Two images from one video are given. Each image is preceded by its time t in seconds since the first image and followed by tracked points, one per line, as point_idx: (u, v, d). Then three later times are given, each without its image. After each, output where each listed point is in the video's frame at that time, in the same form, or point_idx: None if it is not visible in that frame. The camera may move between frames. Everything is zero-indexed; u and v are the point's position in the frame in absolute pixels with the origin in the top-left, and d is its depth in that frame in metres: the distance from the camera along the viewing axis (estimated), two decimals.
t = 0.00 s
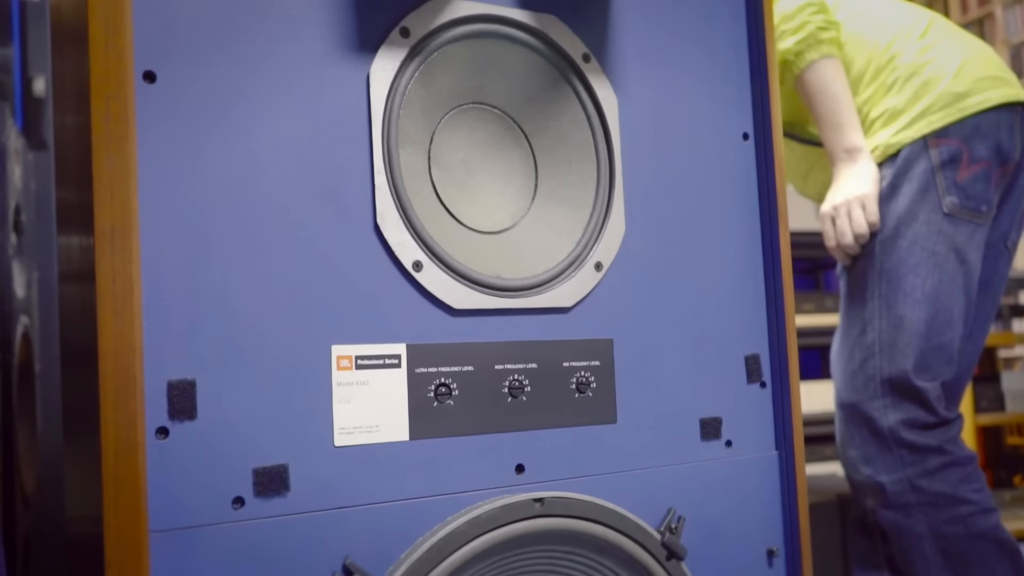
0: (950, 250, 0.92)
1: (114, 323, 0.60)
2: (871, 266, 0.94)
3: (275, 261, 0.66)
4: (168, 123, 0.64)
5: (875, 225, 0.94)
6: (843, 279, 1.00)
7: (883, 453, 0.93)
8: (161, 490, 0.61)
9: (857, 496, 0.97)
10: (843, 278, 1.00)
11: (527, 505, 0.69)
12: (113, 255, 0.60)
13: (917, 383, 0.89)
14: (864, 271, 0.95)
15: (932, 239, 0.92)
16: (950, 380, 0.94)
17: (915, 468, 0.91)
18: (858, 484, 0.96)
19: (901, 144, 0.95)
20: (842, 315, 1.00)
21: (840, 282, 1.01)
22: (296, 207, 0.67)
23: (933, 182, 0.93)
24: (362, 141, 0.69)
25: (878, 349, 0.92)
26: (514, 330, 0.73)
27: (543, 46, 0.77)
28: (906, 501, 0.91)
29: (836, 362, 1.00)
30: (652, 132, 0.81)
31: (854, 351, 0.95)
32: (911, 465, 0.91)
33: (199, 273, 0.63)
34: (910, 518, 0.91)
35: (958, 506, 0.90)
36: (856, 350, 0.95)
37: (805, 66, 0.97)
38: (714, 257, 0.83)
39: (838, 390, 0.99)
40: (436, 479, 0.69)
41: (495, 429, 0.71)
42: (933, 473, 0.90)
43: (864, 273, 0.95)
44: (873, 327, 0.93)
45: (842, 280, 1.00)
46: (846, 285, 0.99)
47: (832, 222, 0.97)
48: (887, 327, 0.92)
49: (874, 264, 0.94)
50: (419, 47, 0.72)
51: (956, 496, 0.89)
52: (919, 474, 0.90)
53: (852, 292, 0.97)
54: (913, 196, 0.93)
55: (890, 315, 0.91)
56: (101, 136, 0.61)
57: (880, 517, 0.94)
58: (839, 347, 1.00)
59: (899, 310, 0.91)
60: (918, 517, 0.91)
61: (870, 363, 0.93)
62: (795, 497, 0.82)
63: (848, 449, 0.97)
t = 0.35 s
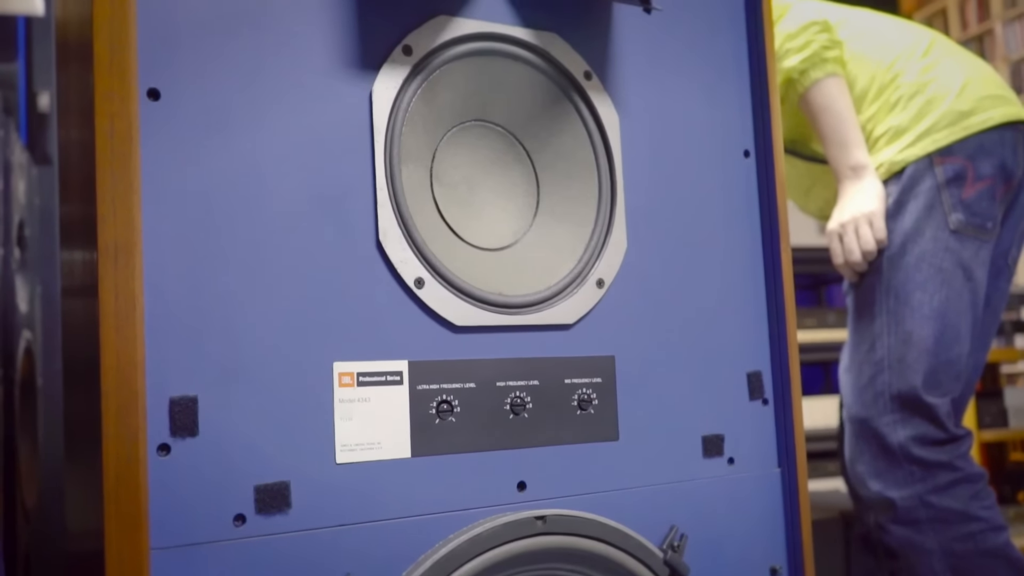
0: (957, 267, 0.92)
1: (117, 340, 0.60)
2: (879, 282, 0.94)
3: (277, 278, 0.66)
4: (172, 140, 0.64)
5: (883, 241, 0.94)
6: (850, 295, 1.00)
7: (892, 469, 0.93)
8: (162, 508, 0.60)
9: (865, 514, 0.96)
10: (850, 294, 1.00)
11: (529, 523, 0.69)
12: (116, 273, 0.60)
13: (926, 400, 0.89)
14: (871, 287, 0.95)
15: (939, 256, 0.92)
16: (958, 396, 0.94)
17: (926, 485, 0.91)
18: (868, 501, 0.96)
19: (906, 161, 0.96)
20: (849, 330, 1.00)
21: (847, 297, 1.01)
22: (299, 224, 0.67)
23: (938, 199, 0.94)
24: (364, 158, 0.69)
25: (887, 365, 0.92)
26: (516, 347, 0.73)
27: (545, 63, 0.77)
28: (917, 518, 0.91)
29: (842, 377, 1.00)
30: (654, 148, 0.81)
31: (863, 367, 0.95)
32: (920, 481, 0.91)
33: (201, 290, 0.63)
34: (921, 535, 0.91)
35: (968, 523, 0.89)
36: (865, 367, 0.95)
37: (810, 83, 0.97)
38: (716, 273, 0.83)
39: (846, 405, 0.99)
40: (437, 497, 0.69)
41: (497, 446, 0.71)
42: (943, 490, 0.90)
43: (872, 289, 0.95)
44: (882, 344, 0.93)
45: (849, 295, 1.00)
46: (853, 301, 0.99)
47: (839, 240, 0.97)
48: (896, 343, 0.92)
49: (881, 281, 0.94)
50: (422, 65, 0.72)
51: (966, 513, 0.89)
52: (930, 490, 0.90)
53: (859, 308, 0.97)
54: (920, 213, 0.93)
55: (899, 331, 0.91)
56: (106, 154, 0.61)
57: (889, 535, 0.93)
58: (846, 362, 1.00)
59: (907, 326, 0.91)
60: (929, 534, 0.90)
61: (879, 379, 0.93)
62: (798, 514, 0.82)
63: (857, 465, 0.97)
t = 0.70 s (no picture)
0: (965, 285, 0.92)
1: (120, 360, 0.60)
2: (887, 299, 0.94)
3: (281, 298, 0.66)
4: (175, 160, 0.64)
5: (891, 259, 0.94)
6: (858, 311, 1.00)
7: (900, 486, 0.93)
8: (163, 528, 0.60)
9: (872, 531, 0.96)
10: (857, 310, 1.00)
11: (532, 543, 0.68)
12: (119, 293, 0.61)
13: (935, 418, 0.89)
14: (880, 305, 0.95)
15: (947, 275, 0.92)
16: (967, 414, 0.94)
17: (935, 502, 0.91)
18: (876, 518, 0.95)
19: (914, 178, 0.96)
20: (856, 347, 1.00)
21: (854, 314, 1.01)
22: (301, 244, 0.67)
23: (946, 217, 0.94)
24: (367, 178, 0.69)
25: (896, 382, 0.92)
26: (518, 367, 0.73)
27: (545, 83, 0.78)
28: (925, 537, 0.90)
29: (849, 393, 1.00)
30: (655, 166, 0.81)
31: (871, 385, 0.95)
32: (929, 499, 0.91)
33: (204, 310, 0.63)
34: (930, 553, 0.90)
35: (976, 541, 0.89)
36: (873, 384, 0.95)
37: (818, 102, 0.97)
38: (718, 291, 0.83)
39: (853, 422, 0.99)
40: (439, 517, 0.68)
41: (499, 466, 0.71)
42: (952, 508, 0.90)
43: (881, 307, 0.95)
44: (890, 361, 0.93)
45: (856, 311, 1.00)
46: (861, 318, 0.99)
47: (848, 258, 0.97)
48: (905, 361, 0.92)
49: (889, 298, 0.94)
50: (425, 85, 0.72)
51: (975, 531, 0.89)
52: (939, 507, 0.90)
53: (866, 325, 0.97)
54: (928, 231, 0.93)
55: (908, 349, 0.91)
56: (110, 175, 0.61)
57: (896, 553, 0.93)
58: (853, 379, 0.99)
59: (915, 344, 0.91)
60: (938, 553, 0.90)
61: (887, 396, 0.93)
62: (801, 533, 0.81)
63: (865, 482, 0.97)
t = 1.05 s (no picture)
0: (973, 305, 0.92)
1: (123, 381, 0.60)
2: (894, 318, 0.94)
3: (283, 320, 0.66)
4: (179, 182, 0.64)
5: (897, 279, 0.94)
6: (865, 330, 1.00)
7: (908, 506, 0.93)
8: (165, 551, 0.60)
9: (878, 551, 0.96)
10: (865, 329, 1.00)
11: (534, 565, 0.68)
12: (123, 314, 0.61)
13: (943, 439, 0.89)
14: (887, 324, 0.95)
15: (955, 295, 0.92)
16: (975, 434, 0.94)
17: (944, 523, 0.91)
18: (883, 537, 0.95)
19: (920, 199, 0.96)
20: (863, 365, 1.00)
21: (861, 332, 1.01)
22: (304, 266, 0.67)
23: (953, 237, 0.94)
24: (370, 200, 0.70)
25: (904, 402, 0.92)
26: (520, 388, 0.73)
27: (546, 105, 0.78)
28: (933, 557, 0.90)
29: (856, 412, 1.00)
30: (657, 187, 0.82)
31: (878, 404, 0.95)
32: (937, 520, 0.91)
33: (206, 332, 0.63)
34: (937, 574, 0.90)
35: (985, 562, 0.89)
36: (880, 404, 0.95)
37: (825, 122, 0.97)
38: (720, 310, 0.83)
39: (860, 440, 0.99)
40: (442, 540, 0.68)
41: (502, 487, 0.71)
42: (960, 529, 0.90)
43: (889, 326, 0.95)
44: (898, 380, 0.93)
45: (864, 330, 1.00)
46: (868, 336, 0.99)
47: (855, 277, 0.97)
48: (913, 380, 0.92)
49: (897, 317, 0.94)
50: (427, 107, 0.73)
51: (983, 553, 0.89)
52: (947, 528, 0.90)
53: (874, 343, 0.97)
54: (936, 251, 0.93)
55: (916, 369, 0.91)
56: (114, 197, 0.62)
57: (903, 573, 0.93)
58: (861, 397, 0.99)
59: (923, 364, 0.91)
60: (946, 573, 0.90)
61: (895, 415, 0.93)
62: (806, 554, 0.81)
63: (871, 501, 0.97)
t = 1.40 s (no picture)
0: (980, 326, 0.92)
1: (126, 404, 0.60)
2: (901, 338, 0.95)
3: (287, 342, 0.66)
4: (183, 205, 0.64)
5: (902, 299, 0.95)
6: (871, 349, 1.00)
7: (915, 527, 0.93)
8: None
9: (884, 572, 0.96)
10: (871, 348, 1.00)
11: None
12: (126, 337, 0.61)
13: (951, 460, 0.89)
14: (894, 343, 0.95)
15: (960, 316, 0.92)
16: (982, 455, 0.94)
17: (952, 545, 0.90)
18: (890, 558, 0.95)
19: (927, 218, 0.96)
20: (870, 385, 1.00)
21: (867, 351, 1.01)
22: (308, 288, 0.67)
23: (960, 258, 0.94)
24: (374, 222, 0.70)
25: (911, 423, 0.92)
26: (523, 410, 0.73)
27: (550, 128, 0.79)
28: None
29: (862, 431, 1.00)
30: (661, 208, 0.82)
31: (884, 424, 0.95)
32: (944, 541, 0.91)
33: (210, 354, 0.63)
34: None
35: None
36: (887, 424, 0.95)
37: (831, 142, 0.98)
38: (724, 331, 0.83)
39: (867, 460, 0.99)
40: (445, 563, 0.68)
41: (505, 510, 0.70)
42: (967, 551, 0.90)
43: (895, 346, 0.95)
44: (905, 401, 0.93)
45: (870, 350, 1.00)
46: (874, 356, 0.99)
47: (862, 297, 0.97)
48: (920, 401, 0.91)
49: (904, 337, 0.94)
50: (431, 130, 0.73)
51: None
52: (956, 550, 0.90)
53: (881, 363, 0.97)
54: (942, 271, 0.94)
55: (923, 390, 0.91)
56: (118, 220, 0.62)
57: None
58: (867, 417, 0.99)
59: (930, 385, 0.91)
60: None
61: (902, 436, 0.93)
62: None
63: (878, 522, 0.97)
